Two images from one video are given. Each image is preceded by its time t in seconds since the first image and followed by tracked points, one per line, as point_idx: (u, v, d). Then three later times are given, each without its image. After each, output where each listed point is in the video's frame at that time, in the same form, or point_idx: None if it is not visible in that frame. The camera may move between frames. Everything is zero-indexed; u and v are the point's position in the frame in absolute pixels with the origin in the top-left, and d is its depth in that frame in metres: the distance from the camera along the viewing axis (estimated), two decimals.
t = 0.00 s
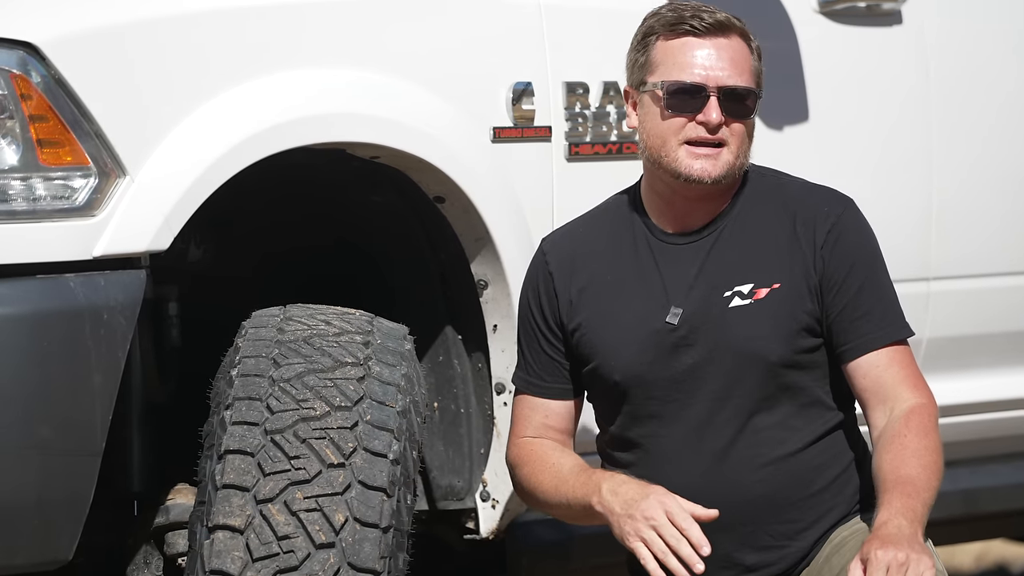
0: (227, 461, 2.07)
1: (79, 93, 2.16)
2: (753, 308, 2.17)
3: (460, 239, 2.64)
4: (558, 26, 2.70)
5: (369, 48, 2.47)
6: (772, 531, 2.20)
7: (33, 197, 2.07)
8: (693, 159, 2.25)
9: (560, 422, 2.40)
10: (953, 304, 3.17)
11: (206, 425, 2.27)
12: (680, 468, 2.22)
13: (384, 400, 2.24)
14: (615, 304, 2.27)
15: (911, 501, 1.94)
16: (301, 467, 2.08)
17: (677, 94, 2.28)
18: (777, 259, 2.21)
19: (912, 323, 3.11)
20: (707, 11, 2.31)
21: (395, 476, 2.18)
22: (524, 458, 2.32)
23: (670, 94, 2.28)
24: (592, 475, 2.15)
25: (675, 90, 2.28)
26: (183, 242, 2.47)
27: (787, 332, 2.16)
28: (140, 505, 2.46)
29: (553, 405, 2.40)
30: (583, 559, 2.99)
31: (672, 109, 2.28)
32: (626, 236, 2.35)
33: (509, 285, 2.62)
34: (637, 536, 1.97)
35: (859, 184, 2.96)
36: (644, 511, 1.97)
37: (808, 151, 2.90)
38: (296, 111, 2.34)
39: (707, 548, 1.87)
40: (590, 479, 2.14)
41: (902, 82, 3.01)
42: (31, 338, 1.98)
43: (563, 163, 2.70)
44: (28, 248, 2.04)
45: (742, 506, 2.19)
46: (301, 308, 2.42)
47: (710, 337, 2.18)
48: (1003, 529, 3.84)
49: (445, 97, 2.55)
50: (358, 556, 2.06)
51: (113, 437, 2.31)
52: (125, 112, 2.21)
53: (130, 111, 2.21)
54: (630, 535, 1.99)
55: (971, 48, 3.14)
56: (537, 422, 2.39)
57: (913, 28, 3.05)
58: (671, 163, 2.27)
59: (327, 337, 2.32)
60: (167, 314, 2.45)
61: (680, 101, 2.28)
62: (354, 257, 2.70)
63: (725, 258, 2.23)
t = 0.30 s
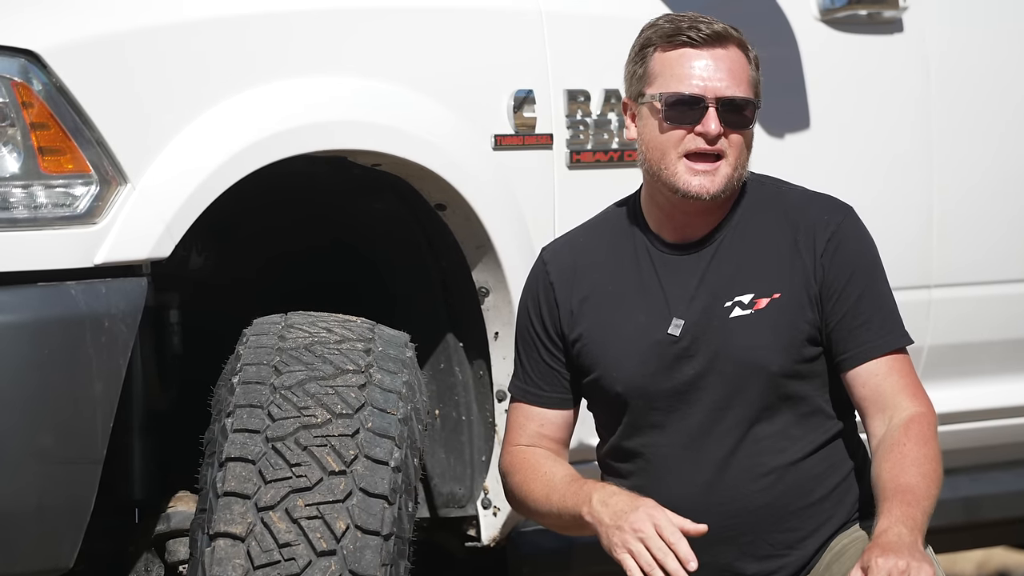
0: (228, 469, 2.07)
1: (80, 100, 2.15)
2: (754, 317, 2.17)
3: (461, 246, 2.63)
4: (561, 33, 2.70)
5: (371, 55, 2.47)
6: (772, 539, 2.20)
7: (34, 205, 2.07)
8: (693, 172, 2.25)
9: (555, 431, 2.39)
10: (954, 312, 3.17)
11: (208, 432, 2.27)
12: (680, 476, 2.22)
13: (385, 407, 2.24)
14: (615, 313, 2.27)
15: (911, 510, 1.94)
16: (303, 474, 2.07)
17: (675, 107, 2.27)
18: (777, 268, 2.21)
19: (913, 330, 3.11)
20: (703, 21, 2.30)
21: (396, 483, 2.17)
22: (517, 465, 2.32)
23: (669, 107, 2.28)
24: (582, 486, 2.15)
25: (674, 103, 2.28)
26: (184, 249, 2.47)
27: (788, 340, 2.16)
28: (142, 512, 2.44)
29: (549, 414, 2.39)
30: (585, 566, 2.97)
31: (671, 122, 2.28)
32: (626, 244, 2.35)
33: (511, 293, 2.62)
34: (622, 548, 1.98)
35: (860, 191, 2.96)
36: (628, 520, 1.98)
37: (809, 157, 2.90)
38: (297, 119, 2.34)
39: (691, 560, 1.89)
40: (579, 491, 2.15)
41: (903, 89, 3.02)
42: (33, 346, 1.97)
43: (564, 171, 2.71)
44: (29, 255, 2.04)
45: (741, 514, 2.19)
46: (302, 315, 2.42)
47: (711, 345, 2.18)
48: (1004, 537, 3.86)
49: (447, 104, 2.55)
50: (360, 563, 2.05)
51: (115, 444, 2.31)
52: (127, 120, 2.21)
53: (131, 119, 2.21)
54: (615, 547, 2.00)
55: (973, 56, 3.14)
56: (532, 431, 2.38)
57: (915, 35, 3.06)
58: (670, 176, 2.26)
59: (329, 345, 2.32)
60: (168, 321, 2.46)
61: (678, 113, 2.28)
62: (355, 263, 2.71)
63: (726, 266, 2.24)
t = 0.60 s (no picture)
0: (229, 468, 2.07)
1: (80, 99, 2.15)
2: (752, 313, 2.17)
3: (462, 245, 2.63)
4: (561, 33, 2.70)
5: (372, 55, 2.47)
6: (772, 537, 2.20)
7: (35, 204, 2.07)
8: (686, 176, 2.24)
9: (556, 426, 2.37)
10: (954, 311, 3.17)
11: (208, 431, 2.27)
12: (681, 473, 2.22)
13: (386, 407, 2.24)
14: (614, 310, 2.27)
15: (910, 508, 1.94)
16: (304, 474, 2.07)
17: (660, 116, 2.28)
18: (777, 266, 2.21)
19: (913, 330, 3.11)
20: (680, 26, 2.31)
21: (397, 483, 2.17)
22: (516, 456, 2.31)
23: (654, 117, 2.29)
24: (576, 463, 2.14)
25: (659, 112, 2.28)
26: (185, 248, 2.47)
27: (786, 337, 2.16)
28: (143, 511, 2.44)
29: (550, 410, 2.38)
30: (587, 565, 2.97)
31: (658, 131, 2.28)
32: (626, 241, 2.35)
33: (511, 292, 2.62)
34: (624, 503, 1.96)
35: (860, 191, 2.96)
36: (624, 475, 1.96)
37: (809, 157, 2.90)
38: (297, 119, 2.34)
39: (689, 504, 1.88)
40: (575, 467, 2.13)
41: (904, 88, 3.02)
42: (33, 345, 1.97)
43: (565, 170, 2.71)
44: (30, 254, 2.04)
45: (742, 511, 2.19)
46: (303, 315, 2.42)
47: (709, 342, 2.18)
48: (1003, 537, 3.87)
49: (447, 104, 2.55)
50: (360, 563, 2.05)
51: (115, 443, 2.31)
52: (127, 120, 2.21)
53: (131, 119, 2.21)
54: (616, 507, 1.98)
55: (974, 56, 3.14)
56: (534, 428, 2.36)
57: (916, 34, 3.06)
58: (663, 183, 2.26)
59: (329, 344, 2.32)
60: (168, 321, 2.46)
61: (665, 122, 2.28)
62: (354, 260, 2.71)
63: (726, 264, 2.23)
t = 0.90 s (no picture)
0: (230, 468, 2.07)
1: (81, 99, 2.15)
2: (754, 314, 2.17)
3: (463, 246, 2.64)
4: (562, 33, 2.70)
5: (373, 56, 2.47)
6: (776, 538, 2.20)
7: (36, 204, 2.06)
8: (683, 181, 2.24)
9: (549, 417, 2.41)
10: (955, 311, 3.17)
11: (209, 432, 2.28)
12: (684, 474, 2.23)
13: (387, 407, 2.24)
14: (613, 312, 2.29)
15: (916, 509, 1.93)
16: (304, 474, 2.07)
17: (636, 141, 2.29)
18: (778, 266, 2.20)
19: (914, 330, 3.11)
20: (630, 45, 2.32)
21: (398, 483, 2.17)
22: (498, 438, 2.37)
23: (634, 141, 2.30)
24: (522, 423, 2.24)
25: (636, 136, 2.30)
26: (186, 249, 2.47)
27: (787, 337, 2.16)
28: (143, 511, 2.45)
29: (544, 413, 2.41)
30: (589, 565, 2.96)
31: (639, 153, 2.29)
32: (627, 242, 2.36)
33: (513, 292, 2.62)
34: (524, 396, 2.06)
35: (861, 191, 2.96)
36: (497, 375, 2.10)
37: (810, 157, 2.91)
38: (298, 120, 2.34)
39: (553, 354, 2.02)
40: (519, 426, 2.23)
41: (905, 88, 3.02)
42: (36, 345, 1.97)
43: (565, 170, 2.71)
44: (31, 255, 2.03)
45: (746, 511, 2.19)
46: (304, 315, 2.41)
47: (710, 344, 2.18)
48: (1004, 537, 3.87)
49: (448, 105, 2.55)
50: (361, 564, 2.04)
51: (116, 444, 2.30)
52: (128, 121, 2.21)
53: (132, 120, 2.21)
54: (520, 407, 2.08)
55: (975, 56, 3.14)
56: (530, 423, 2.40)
57: (917, 35, 3.06)
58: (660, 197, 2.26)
59: (331, 344, 2.32)
60: (169, 321, 2.46)
61: (644, 143, 2.29)
62: (355, 260, 2.71)
63: (727, 265, 2.23)
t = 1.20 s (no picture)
0: (231, 468, 2.07)
1: (82, 99, 2.15)
2: (749, 314, 2.17)
3: (465, 246, 2.64)
4: (564, 33, 2.70)
5: (375, 55, 2.47)
6: (774, 537, 2.20)
7: (37, 204, 2.07)
8: (676, 187, 2.23)
9: (554, 423, 2.45)
10: (956, 311, 3.17)
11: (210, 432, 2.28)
12: (680, 473, 2.23)
13: (388, 407, 2.24)
14: (611, 312, 2.29)
15: (909, 510, 1.92)
16: (305, 474, 2.07)
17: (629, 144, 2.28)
18: (774, 265, 2.20)
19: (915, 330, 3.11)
20: (624, 48, 2.30)
21: (400, 483, 2.17)
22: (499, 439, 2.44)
23: (626, 145, 2.28)
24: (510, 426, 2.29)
25: (629, 139, 2.28)
26: (188, 249, 2.47)
27: (780, 337, 2.16)
28: (145, 511, 2.45)
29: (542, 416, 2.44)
30: (590, 564, 2.96)
31: (632, 157, 2.28)
32: (625, 242, 2.36)
33: (513, 292, 2.63)
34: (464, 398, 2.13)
35: (862, 191, 2.96)
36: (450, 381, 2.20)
37: (812, 157, 2.90)
38: (299, 119, 2.34)
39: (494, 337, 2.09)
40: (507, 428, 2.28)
41: (906, 88, 3.02)
42: (36, 344, 1.97)
43: (566, 170, 2.71)
44: (33, 254, 2.03)
45: (743, 510, 2.19)
46: (305, 315, 2.42)
47: (705, 342, 2.18)
48: (1005, 537, 3.87)
49: (449, 105, 2.55)
50: (362, 563, 2.04)
51: (117, 443, 2.30)
52: (130, 121, 2.21)
53: (134, 120, 2.21)
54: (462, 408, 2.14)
55: (976, 56, 3.14)
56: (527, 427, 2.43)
57: (918, 34, 3.06)
58: (653, 202, 2.26)
59: (332, 344, 2.32)
60: (171, 321, 2.47)
61: (636, 146, 2.27)
62: (355, 262, 2.71)
63: (725, 264, 2.23)
